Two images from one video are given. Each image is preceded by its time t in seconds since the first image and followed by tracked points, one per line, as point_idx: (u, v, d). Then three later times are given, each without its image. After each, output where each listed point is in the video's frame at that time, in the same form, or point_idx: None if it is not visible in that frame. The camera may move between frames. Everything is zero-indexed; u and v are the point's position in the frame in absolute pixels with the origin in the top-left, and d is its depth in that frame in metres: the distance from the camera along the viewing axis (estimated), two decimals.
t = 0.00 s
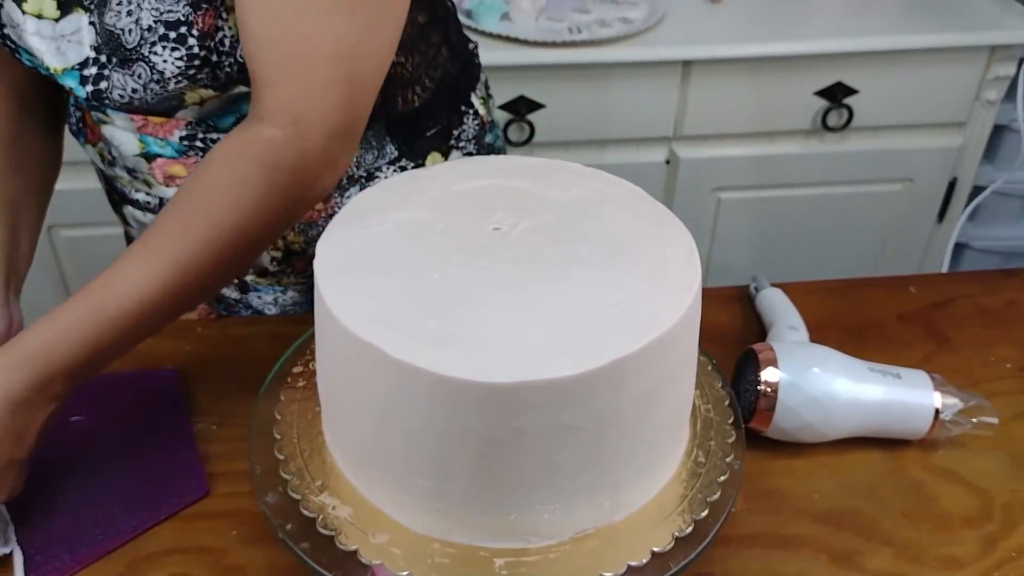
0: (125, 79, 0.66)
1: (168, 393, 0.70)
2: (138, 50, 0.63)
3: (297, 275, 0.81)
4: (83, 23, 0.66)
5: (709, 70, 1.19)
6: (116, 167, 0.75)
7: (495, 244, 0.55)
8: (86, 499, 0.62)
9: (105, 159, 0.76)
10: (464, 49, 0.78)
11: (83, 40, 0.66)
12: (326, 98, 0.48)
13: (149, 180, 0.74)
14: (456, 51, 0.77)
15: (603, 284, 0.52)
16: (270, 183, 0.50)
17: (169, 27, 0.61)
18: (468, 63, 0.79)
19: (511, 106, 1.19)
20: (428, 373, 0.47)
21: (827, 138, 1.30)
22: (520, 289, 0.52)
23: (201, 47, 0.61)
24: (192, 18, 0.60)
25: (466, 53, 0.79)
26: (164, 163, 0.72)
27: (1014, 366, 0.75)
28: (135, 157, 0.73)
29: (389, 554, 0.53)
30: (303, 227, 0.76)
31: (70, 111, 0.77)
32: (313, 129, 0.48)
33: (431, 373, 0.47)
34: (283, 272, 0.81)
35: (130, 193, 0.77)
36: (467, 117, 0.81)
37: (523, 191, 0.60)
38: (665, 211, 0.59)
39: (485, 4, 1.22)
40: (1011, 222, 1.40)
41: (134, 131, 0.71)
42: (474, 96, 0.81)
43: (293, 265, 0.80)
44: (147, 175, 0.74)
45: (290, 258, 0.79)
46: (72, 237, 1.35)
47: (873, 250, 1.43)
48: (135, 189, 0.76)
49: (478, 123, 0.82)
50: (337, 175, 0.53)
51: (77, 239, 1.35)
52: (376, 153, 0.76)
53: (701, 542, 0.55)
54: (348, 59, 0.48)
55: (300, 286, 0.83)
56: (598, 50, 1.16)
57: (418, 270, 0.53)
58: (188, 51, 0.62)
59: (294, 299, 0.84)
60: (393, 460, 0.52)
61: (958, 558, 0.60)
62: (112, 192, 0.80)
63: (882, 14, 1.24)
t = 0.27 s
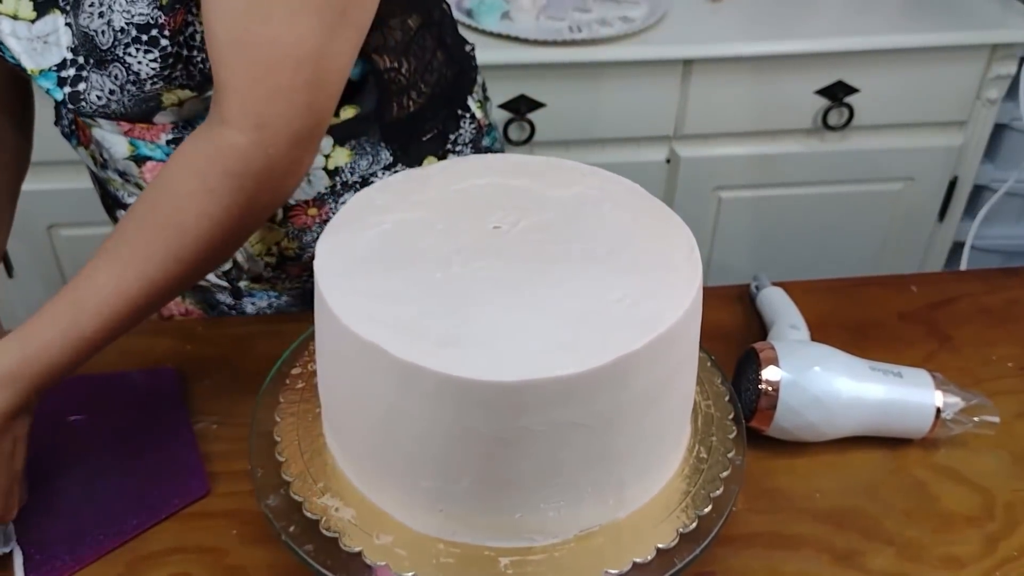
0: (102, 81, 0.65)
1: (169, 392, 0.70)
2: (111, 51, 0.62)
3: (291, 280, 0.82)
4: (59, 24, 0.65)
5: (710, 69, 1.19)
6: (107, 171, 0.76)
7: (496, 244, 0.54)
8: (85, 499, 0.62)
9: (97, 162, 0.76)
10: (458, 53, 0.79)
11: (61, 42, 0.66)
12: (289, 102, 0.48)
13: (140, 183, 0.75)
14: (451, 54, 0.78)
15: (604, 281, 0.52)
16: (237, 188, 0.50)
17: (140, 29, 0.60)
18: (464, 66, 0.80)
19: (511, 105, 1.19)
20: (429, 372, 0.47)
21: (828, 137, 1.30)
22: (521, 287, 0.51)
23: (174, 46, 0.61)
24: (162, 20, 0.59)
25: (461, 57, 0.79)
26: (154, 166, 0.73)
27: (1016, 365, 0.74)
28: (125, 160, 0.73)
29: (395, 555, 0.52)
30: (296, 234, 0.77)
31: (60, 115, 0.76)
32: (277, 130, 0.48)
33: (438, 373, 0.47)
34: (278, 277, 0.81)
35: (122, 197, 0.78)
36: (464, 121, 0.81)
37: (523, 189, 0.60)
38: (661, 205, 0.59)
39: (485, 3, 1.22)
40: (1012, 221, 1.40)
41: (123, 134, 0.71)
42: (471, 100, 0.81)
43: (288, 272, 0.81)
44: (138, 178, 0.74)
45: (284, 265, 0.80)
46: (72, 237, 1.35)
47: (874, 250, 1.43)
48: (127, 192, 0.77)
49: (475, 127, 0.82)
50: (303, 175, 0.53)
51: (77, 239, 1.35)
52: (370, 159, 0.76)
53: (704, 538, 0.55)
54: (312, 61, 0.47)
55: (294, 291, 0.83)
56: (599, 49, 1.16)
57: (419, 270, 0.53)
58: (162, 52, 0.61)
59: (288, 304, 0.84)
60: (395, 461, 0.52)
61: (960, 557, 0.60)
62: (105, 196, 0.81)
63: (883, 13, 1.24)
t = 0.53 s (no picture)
0: (94, 80, 0.64)
1: (167, 392, 0.70)
2: (102, 49, 0.62)
3: (288, 283, 0.82)
4: (52, 22, 0.65)
5: (708, 68, 1.19)
6: (104, 170, 0.76)
7: (493, 244, 0.54)
8: (83, 499, 0.62)
9: (94, 163, 0.77)
10: (457, 56, 0.78)
11: (54, 41, 0.65)
12: (274, 103, 0.47)
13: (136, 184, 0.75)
14: (449, 58, 0.78)
15: (602, 280, 0.52)
16: (223, 190, 0.50)
17: (129, 28, 0.60)
18: (463, 70, 0.79)
19: (510, 105, 1.19)
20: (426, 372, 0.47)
21: (826, 136, 1.30)
22: (518, 287, 0.51)
23: (162, 44, 0.61)
24: (150, 18, 0.59)
25: (460, 60, 0.79)
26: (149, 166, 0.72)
27: (1013, 365, 0.74)
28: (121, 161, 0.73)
29: (392, 556, 0.52)
30: (293, 236, 0.77)
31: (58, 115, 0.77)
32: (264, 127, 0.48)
33: (435, 374, 0.47)
34: (274, 280, 0.82)
35: (119, 197, 0.78)
36: (463, 125, 0.80)
37: (521, 189, 0.60)
38: (659, 205, 0.59)
39: (484, 3, 1.21)
40: (1011, 221, 1.40)
41: (118, 135, 0.71)
42: (470, 103, 0.80)
43: (284, 275, 0.81)
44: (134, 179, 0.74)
45: (281, 267, 0.80)
46: (70, 237, 1.35)
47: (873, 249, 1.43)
48: (123, 193, 0.77)
49: (474, 130, 0.81)
50: (291, 175, 0.53)
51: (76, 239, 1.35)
52: (367, 162, 0.76)
53: (701, 538, 0.55)
54: (298, 60, 0.47)
55: (290, 294, 0.83)
56: (597, 49, 1.16)
57: (416, 270, 0.53)
58: (151, 51, 0.61)
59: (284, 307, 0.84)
60: (393, 461, 0.52)
61: (957, 557, 0.60)
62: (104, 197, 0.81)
63: (882, 13, 1.24)
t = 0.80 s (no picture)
0: (88, 76, 0.64)
1: (169, 393, 0.70)
2: (97, 46, 0.61)
3: (288, 283, 0.82)
4: (49, 17, 0.64)
5: (711, 68, 1.19)
6: (106, 165, 0.76)
7: (498, 244, 0.54)
8: (86, 500, 0.62)
9: (96, 158, 0.76)
10: (460, 57, 0.79)
11: (50, 35, 0.64)
12: (260, 103, 0.47)
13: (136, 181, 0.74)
14: (452, 60, 0.78)
15: (609, 280, 0.52)
16: (208, 193, 0.50)
17: (122, 26, 0.60)
18: (466, 71, 0.80)
19: (513, 105, 1.19)
20: (432, 373, 0.47)
21: (829, 136, 1.29)
22: (525, 288, 0.51)
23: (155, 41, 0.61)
24: (143, 16, 0.59)
25: (463, 62, 0.79)
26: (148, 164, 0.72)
27: (1019, 365, 0.74)
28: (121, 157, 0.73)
29: (397, 558, 0.52)
30: (293, 236, 0.77)
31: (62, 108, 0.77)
32: (246, 127, 0.48)
33: (441, 374, 0.46)
34: (274, 280, 0.81)
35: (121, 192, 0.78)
36: (466, 127, 0.80)
37: (526, 189, 0.59)
38: (666, 205, 0.59)
39: (486, 3, 1.21)
40: (1014, 220, 1.40)
41: (118, 129, 0.71)
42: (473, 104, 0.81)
43: (284, 274, 0.81)
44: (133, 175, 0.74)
45: (281, 267, 0.80)
46: (72, 237, 1.34)
47: (875, 249, 1.43)
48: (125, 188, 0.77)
49: (478, 132, 0.81)
50: (275, 176, 0.53)
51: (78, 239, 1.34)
52: (369, 163, 0.75)
53: (710, 540, 0.55)
54: (286, 61, 0.47)
55: (291, 294, 0.83)
56: (600, 48, 1.15)
57: (421, 271, 0.52)
58: (144, 48, 0.61)
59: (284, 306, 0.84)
60: (398, 462, 0.52)
61: (964, 558, 0.60)
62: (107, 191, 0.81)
63: (884, 12, 1.24)
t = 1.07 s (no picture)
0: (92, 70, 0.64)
1: (169, 393, 0.70)
2: (104, 44, 0.61)
3: (293, 280, 0.82)
4: (51, 12, 0.62)
5: (712, 68, 1.19)
6: (108, 163, 0.75)
7: (499, 244, 0.54)
8: (87, 501, 0.62)
9: (99, 158, 0.76)
10: (460, 53, 0.78)
11: (49, 31, 0.62)
12: (277, 93, 0.47)
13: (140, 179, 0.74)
14: (453, 55, 0.78)
15: (611, 281, 0.52)
16: (218, 196, 0.48)
17: (131, 22, 0.59)
18: (466, 67, 0.80)
19: (514, 104, 1.19)
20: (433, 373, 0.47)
21: (830, 136, 1.29)
22: (526, 288, 0.51)
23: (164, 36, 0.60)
24: (154, 12, 0.58)
25: (462, 57, 0.79)
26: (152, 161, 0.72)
27: (1020, 365, 0.74)
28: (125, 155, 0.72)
29: (399, 559, 0.52)
30: (298, 232, 0.77)
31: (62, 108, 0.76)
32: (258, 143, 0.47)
33: (443, 374, 0.46)
34: (279, 278, 0.81)
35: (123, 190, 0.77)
36: (466, 122, 0.80)
37: (527, 189, 0.59)
38: (668, 205, 0.59)
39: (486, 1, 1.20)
40: (1014, 220, 1.40)
41: (120, 126, 0.70)
42: (473, 99, 0.81)
43: (290, 272, 0.81)
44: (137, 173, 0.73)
45: (286, 264, 0.80)
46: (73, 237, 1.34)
47: (875, 249, 1.43)
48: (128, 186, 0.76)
49: (477, 127, 0.82)
50: (292, 183, 0.51)
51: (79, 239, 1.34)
52: (371, 159, 0.75)
53: (712, 540, 0.55)
54: (303, 50, 0.47)
55: (295, 291, 0.83)
56: (600, 48, 1.15)
57: (423, 271, 0.52)
58: (153, 44, 0.60)
59: (289, 303, 0.84)
60: (399, 462, 0.52)
61: (966, 558, 0.60)
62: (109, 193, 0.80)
63: (885, 12, 1.23)
